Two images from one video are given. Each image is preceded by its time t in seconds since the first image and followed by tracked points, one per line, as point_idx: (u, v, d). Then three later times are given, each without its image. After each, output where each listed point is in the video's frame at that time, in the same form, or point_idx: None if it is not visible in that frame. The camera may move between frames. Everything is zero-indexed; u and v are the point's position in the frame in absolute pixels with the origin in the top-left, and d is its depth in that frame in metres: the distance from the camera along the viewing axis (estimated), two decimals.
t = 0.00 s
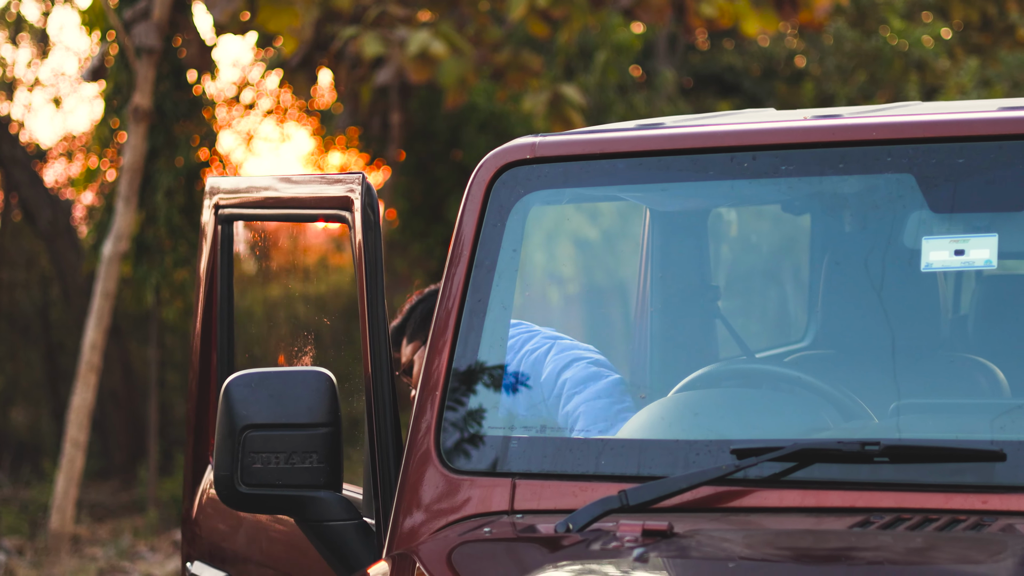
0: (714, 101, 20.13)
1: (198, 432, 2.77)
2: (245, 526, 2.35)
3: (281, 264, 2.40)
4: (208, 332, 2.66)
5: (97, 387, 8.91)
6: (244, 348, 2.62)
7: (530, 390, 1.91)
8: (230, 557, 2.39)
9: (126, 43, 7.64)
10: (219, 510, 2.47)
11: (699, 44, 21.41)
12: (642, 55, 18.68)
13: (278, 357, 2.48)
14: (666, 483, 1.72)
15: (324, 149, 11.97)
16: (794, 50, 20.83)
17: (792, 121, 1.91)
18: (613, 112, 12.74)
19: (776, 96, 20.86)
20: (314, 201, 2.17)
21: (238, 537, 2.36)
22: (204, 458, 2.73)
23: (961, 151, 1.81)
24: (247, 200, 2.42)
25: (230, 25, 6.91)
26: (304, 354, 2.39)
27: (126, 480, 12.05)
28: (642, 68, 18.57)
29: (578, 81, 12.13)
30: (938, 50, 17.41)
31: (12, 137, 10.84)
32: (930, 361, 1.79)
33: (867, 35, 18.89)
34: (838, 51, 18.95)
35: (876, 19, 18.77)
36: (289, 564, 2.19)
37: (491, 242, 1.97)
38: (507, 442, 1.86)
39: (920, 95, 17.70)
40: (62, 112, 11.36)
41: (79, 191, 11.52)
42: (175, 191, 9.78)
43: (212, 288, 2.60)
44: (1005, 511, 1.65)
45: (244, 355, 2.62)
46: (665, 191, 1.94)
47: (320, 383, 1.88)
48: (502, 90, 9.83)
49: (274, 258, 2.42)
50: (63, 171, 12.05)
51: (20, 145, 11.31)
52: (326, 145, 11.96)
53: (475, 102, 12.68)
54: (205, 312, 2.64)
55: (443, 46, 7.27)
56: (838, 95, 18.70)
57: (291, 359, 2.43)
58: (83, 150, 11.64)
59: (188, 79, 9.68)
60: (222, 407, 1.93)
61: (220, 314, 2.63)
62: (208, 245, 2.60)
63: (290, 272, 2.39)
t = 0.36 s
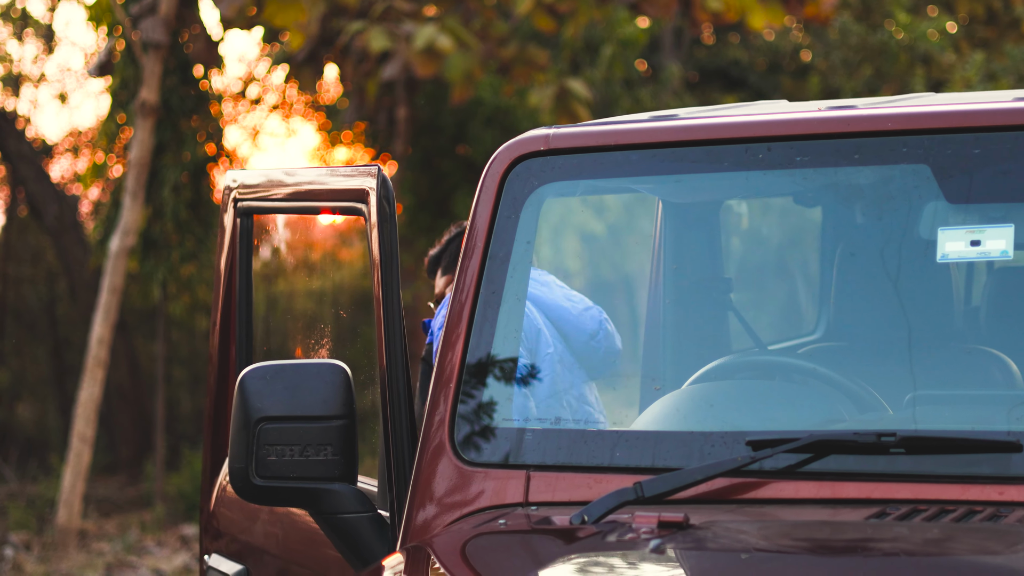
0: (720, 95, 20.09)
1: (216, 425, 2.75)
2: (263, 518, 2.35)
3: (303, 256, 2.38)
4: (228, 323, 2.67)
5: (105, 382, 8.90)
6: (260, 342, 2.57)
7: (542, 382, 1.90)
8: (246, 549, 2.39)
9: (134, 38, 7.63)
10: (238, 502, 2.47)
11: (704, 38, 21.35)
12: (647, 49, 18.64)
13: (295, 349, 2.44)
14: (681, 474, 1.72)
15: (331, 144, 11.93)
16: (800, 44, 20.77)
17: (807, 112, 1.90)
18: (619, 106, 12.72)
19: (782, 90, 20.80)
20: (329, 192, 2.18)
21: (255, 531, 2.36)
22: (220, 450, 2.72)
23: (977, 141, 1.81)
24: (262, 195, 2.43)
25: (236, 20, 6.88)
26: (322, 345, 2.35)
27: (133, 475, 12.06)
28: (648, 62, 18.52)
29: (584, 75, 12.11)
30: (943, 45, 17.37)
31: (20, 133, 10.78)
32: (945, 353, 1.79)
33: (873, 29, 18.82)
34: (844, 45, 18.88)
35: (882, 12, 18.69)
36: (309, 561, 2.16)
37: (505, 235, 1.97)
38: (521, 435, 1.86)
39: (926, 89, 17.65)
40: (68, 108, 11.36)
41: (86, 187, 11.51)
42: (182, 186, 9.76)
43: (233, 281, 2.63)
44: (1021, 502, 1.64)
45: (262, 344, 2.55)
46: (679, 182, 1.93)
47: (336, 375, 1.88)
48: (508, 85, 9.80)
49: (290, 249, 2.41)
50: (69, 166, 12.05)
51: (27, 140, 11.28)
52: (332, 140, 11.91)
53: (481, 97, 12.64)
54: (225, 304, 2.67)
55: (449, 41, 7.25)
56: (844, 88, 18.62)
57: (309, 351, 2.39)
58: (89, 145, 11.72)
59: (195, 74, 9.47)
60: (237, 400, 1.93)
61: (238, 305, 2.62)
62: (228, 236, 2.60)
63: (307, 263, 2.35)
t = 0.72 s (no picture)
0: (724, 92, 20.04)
1: (228, 419, 2.74)
2: (276, 512, 2.35)
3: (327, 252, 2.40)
4: (240, 317, 2.65)
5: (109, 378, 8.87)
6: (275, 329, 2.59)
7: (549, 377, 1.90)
8: (260, 543, 2.40)
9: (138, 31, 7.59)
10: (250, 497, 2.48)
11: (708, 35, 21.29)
12: (651, 46, 18.61)
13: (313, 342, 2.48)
14: (694, 467, 1.71)
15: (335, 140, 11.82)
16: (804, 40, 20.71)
17: (821, 105, 1.91)
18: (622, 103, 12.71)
19: (786, 88, 20.74)
20: (348, 186, 2.15)
21: (269, 523, 2.37)
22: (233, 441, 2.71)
23: (991, 134, 1.81)
24: (281, 188, 2.41)
25: (240, 16, 6.85)
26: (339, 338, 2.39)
27: (136, 471, 12.05)
28: (652, 59, 18.48)
29: (588, 71, 12.09)
30: (947, 43, 17.29)
31: (23, 127, 10.72)
32: (955, 348, 1.79)
33: (877, 27, 18.76)
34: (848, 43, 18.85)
35: (886, 10, 18.63)
36: (326, 556, 2.17)
37: (516, 228, 1.97)
38: (533, 427, 1.86)
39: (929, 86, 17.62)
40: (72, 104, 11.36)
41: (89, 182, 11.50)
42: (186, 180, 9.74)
43: (246, 274, 2.60)
44: None
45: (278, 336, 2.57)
46: (692, 176, 1.94)
47: (346, 368, 1.87)
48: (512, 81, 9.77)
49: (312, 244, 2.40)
50: (73, 161, 12.40)
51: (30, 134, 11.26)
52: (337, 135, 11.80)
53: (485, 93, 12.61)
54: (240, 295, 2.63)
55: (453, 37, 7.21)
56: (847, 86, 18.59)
57: (322, 343, 2.45)
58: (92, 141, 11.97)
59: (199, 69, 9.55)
60: (249, 391, 1.93)
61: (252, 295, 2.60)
62: (239, 231, 2.58)
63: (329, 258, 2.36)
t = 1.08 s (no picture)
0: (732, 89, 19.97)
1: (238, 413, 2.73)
2: (286, 506, 2.35)
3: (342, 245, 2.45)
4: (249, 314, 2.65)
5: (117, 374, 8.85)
6: (298, 320, 2.61)
7: (558, 373, 1.90)
8: (269, 537, 2.40)
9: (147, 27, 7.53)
10: (259, 491, 2.48)
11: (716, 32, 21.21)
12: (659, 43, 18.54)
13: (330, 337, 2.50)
14: (706, 462, 1.71)
15: (343, 137, 11.80)
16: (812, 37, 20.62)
17: (833, 99, 1.90)
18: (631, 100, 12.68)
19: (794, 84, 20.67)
20: (359, 181, 2.15)
21: (278, 518, 2.37)
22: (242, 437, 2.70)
23: (1003, 129, 1.81)
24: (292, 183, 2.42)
25: (249, 12, 6.81)
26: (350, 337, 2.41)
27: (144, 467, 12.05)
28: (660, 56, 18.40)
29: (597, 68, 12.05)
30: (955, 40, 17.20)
31: (32, 124, 10.73)
32: (969, 345, 1.78)
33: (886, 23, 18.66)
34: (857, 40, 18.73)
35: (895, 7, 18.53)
36: (335, 552, 2.16)
37: (528, 223, 1.97)
38: (544, 422, 1.85)
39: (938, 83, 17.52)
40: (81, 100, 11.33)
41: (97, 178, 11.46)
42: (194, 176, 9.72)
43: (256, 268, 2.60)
44: None
45: (295, 329, 2.61)
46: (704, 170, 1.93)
47: (359, 362, 1.87)
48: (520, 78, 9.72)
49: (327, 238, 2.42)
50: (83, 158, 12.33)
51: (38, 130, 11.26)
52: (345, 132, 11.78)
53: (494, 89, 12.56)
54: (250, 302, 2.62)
55: (462, 33, 7.16)
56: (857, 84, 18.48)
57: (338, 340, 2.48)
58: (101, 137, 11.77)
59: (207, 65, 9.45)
60: (260, 385, 1.93)
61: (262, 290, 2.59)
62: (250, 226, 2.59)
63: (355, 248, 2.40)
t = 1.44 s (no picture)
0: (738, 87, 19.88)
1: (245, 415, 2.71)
2: (303, 504, 2.35)
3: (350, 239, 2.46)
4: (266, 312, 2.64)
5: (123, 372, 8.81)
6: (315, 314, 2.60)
7: (567, 371, 1.89)
8: (287, 533, 2.40)
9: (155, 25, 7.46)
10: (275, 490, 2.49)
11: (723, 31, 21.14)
12: (666, 42, 18.46)
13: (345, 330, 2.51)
14: (718, 460, 1.70)
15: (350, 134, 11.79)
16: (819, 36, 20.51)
17: (846, 95, 1.90)
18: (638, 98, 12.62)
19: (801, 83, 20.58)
20: (371, 175, 2.15)
21: (297, 515, 2.37)
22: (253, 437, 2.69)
23: (1017, 127, 1.81)
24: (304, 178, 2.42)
25: (257, 9, 6.76)
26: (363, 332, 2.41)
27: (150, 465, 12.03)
28: (667, 55, 18.31)
29: (604, 66, 11.99)
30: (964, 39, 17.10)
31: (40, 120, 10.68)
32: (982, 343, 1.77)
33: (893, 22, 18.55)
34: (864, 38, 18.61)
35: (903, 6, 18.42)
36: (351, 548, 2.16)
37: (540, 219, 1.96)
38: (555, 419, 1.85)
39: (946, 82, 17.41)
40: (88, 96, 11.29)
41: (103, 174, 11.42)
42: (201, 173, 9.68)
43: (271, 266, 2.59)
44: None
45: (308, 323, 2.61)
46: (716, 166, 1.93)
47: (373, 357, 1.87)
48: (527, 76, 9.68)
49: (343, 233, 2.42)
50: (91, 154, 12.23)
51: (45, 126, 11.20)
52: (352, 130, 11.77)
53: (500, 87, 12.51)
54: (267, 319, 2.64)
55: (470, 31, 7.00)
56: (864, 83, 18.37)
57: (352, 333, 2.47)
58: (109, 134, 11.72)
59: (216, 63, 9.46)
60: (273, 381, 1.93)
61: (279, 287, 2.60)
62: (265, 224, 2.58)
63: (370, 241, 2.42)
